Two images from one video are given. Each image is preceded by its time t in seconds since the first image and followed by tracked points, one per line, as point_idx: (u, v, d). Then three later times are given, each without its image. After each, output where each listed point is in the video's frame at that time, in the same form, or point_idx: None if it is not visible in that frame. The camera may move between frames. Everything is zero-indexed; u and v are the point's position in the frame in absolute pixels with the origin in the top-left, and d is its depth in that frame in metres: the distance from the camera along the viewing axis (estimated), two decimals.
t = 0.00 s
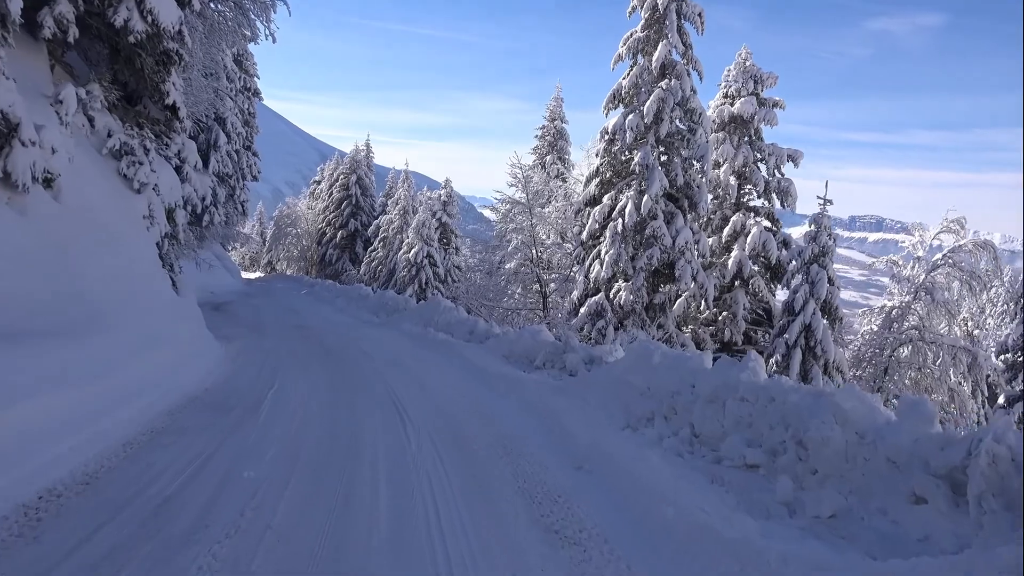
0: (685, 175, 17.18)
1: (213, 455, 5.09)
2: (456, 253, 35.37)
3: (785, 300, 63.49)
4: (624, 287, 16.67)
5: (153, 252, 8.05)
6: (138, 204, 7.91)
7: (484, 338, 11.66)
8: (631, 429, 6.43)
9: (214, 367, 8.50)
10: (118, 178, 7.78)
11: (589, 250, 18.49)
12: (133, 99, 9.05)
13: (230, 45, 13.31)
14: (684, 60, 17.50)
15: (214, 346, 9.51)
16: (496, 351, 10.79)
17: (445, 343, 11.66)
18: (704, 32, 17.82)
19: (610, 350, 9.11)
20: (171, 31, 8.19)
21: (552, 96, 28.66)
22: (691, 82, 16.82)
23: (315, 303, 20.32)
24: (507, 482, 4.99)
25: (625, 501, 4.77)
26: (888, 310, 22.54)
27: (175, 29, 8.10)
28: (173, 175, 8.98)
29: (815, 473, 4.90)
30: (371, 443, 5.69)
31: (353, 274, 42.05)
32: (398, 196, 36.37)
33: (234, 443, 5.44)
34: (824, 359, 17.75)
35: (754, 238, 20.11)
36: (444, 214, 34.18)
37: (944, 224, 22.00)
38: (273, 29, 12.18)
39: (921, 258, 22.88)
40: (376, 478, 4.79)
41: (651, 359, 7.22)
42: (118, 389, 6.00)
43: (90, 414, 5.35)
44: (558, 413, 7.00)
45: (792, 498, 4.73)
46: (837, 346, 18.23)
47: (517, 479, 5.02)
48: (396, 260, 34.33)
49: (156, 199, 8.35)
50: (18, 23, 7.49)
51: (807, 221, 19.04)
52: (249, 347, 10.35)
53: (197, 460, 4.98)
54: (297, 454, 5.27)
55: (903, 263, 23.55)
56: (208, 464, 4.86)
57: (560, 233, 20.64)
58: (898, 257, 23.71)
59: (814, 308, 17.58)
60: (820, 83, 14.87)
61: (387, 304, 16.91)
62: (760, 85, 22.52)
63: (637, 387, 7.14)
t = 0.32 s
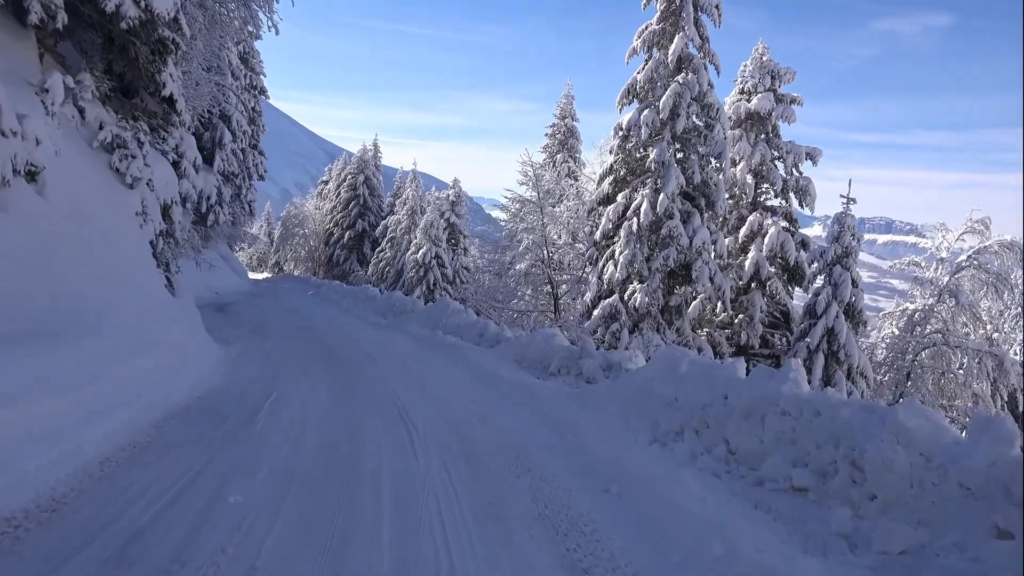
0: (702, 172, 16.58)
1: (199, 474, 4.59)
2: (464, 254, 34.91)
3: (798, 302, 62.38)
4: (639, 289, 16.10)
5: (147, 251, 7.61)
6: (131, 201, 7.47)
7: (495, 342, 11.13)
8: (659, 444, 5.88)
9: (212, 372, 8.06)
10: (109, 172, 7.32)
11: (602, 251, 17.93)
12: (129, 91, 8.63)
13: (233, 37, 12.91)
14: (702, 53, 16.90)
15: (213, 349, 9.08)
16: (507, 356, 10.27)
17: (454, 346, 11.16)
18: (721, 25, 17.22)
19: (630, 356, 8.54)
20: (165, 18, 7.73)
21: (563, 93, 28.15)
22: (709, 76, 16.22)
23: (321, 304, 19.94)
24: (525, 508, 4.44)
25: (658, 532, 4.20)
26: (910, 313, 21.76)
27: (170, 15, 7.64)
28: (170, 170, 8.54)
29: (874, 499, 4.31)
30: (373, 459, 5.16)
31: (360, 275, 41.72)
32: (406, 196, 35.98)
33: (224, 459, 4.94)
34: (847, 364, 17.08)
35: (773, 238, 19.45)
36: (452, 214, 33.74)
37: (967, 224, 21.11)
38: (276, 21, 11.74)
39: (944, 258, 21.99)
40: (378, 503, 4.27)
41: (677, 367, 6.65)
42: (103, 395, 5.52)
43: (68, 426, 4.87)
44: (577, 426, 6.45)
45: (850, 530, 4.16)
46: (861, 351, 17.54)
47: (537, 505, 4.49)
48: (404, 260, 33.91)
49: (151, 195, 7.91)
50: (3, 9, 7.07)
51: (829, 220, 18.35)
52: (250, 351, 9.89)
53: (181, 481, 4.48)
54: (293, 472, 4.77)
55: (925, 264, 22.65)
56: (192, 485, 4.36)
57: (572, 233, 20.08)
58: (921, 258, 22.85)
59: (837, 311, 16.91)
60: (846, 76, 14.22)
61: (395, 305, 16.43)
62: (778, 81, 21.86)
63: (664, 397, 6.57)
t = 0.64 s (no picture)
0: (721, 169, 15.95)
1: (182, 502, 4.11)
2: (473, 254, 34.45)
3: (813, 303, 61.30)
4: (655, 289, 15.51)
5: (140, 251, 7.18)
6: (122, 198, 7.02)
7: (507, 346, 10.61)
8: (692, 463, 5.32)
9: (209, 379, 7.63)
10: (99, 168, 6.88)
11: (617, 250, 17.33)
12: (122, 82, 8.18)
13: (237, 32, 12.53)
14: (720, 46, 16.28)
15: (213, 353, 8.66)
16: (520, 360, 9.75)
17: (465, 350, 10.67)
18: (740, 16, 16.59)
19: (652, 361, 7.98)
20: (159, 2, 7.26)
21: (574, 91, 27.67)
22: (728, 69, 15.60)
23: (329, 305, 19.56)
24: (549, 543, 3.90)
25: (700, 571, 3.66)
26: (935, 314, 20.96)
27: None
28: (166, 166, 8.07)
29: (950, 531, 3.71)
30: (377, 482, 4.65)
31: (369, 276, 41.39)
32: (415, 196, 35.60)
33: (211, 482, 4.45)
34: (874, 368, 16.37)
35: (794, 237, 18.77)
36: (461, 215, 33.29)
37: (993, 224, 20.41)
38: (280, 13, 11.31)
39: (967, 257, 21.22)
40: (383, 538, 3.77)
41: (710, 375, 6.08)
42: (83, 407, 5.06)
43: (41, 443, 4.42)
44: (601, 441, 5.90)
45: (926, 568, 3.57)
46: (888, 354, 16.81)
47: (561, 538, 3.97)
48: (413, 261, 33.49)
49: (145, 191, 7.46)
50: None
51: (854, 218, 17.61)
52: (251, 356, 9.45)
53: (161, 510, 3.99)
54: (287, 497, 4.29)
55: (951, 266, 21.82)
56: (172, 515, 3.89)
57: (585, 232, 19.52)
58: (945, 257, 22.25)
59: (863, 312, 16.20)
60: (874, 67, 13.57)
61: (403, 307, 15.96)
62: (797, 75, 21.17)
63: (694, 409, 6.01)
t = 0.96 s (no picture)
0: (742, 166, 15.33)
1: (160, 535, 3.65)
2: (483, 255, 33.97)
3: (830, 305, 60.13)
4: (673, 291, 14.93)
5: (134, 251, 6.75)
6: (114, 194, 6.60)
7: (521, 350, 10.09)
8: (733, 485, 4.76)
9: (206, 386, 7.21)
10: (89, 162, 6.46)
11: (633, 251, 16.76)
12: (118, 72, 7.77)
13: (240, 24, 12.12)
14: (740, 38, 15.66)
15: (212, 359, 8.25)
16: (535, 365, 9.24)
17: (476, 354, 10.17)
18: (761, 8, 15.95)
19: (678, 368, 7.42)
20: None
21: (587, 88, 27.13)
22: (749, 62, 14.98)
23: (336, 307, 19.18)
24: None
25: None
26: (964, 317, 20.14)
27: None
28: (162, 160, 7.64)
29: None
30: (381, 511, 4.16)
31: (378, 277, 41.06)
32: (424, 196, 35.20)
33: (195, 510, 3.98)
34: (903, 373, 15.66)
35: (816, 237, 18.09)
36: (471, 215, 32.83)
37: None
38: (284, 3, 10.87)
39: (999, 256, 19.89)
40: None
41: (749, 387, 5.51)
42: (59, 421, 4.60)
43: (6, 464, 3.96)
44: (628, 459, 5.36)
45: None
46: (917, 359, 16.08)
47: None
48: (422, 262, 33.09)
49: (139, 186, 7.03)
50: None
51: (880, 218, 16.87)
52: (253, 360, 9.01)
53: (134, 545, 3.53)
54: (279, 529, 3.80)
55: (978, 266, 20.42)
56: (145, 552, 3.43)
57: (599, 232, 18.97)
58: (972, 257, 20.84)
59: (891, 314, 15.48)
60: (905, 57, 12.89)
61: (412, 308, 15.50)
62: (818, 69, 20.47)
63: (732, 423, 5.45)
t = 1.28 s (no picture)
0: (763, 162, 14.67)
1: None
2: (493, 257, 33.47)
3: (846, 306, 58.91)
4: (693, 292, 14.33)
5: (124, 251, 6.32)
6: (102, 190, 6.18)
7: (535, 355, 9.55)
8: (783, 514, 4.19)
9: (202, 396, 6.76)
10: (75, 155, 6.06)
11: (649, 250, 16.17)
12: (110, 63, 7.37)
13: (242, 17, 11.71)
14: (761, 29, 15.03)
15: (210, 365, 7.81)
16: (551, 372, 8.71)
17: (488, 360, 9.67)
18: None
19: (707, 376, 6.85)
20: None
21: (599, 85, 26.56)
22: (770, 53, 14.33)
23: (344, 309, 18.79)
24: None
25: None
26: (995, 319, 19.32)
27: None
28: (155, 156, 7.22)
29: None
30: (385, 542, 3.65)
31: (387, 279, 40.70)
32: (433, 197, 34.79)
33: (171, 547, 3.51)
34: (934, 377, 14.92)
35: (839, 236, 17.40)
36: (480, 216, 32.36)
37: None
38: None
39: None
40: None
41: (796, 401, 4.94)
42: (29, 441, 4.15)
43: None
44: (663, 481, 4.80)
45: None
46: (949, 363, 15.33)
47: None
48: (431, 263, 32.67)
49: (129, 182, 6.60)
50: None
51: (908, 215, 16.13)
52: (255, 366, 8.58)
53: None
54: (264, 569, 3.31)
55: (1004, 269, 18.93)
56: None
57: (613, 232, 18.39)
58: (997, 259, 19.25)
59: (922, 316, 14.76)
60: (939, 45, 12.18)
61: (421, 311, 15.04)
62: (840, 62, 19.75)
63: (778, 439, 4.88)
